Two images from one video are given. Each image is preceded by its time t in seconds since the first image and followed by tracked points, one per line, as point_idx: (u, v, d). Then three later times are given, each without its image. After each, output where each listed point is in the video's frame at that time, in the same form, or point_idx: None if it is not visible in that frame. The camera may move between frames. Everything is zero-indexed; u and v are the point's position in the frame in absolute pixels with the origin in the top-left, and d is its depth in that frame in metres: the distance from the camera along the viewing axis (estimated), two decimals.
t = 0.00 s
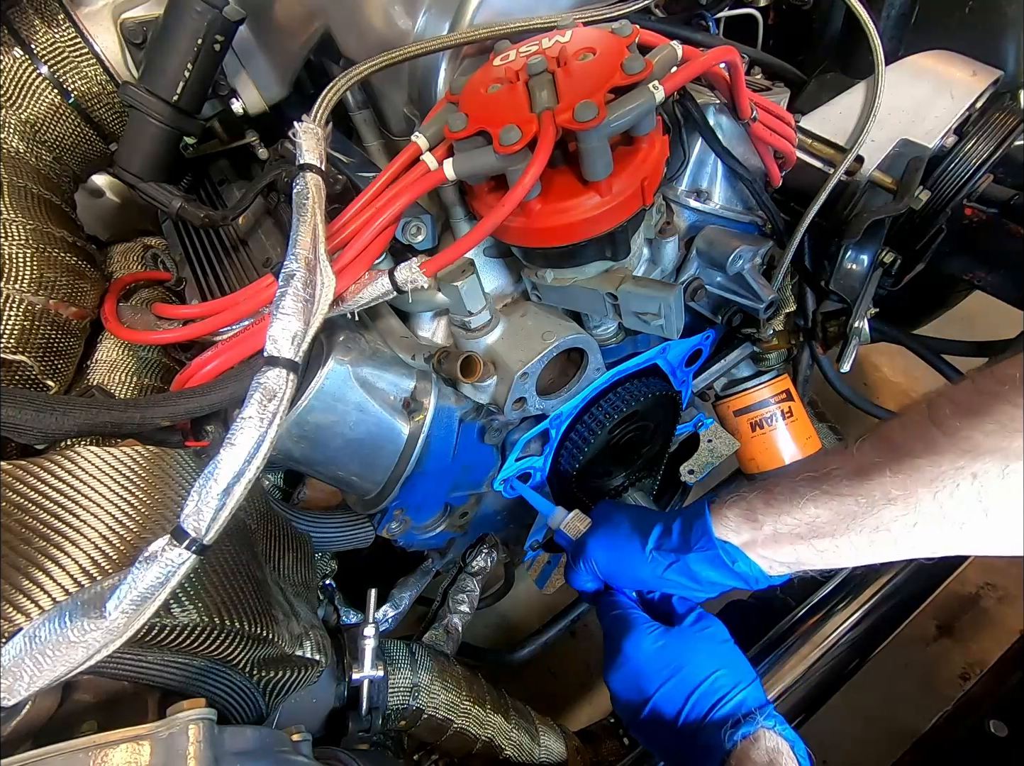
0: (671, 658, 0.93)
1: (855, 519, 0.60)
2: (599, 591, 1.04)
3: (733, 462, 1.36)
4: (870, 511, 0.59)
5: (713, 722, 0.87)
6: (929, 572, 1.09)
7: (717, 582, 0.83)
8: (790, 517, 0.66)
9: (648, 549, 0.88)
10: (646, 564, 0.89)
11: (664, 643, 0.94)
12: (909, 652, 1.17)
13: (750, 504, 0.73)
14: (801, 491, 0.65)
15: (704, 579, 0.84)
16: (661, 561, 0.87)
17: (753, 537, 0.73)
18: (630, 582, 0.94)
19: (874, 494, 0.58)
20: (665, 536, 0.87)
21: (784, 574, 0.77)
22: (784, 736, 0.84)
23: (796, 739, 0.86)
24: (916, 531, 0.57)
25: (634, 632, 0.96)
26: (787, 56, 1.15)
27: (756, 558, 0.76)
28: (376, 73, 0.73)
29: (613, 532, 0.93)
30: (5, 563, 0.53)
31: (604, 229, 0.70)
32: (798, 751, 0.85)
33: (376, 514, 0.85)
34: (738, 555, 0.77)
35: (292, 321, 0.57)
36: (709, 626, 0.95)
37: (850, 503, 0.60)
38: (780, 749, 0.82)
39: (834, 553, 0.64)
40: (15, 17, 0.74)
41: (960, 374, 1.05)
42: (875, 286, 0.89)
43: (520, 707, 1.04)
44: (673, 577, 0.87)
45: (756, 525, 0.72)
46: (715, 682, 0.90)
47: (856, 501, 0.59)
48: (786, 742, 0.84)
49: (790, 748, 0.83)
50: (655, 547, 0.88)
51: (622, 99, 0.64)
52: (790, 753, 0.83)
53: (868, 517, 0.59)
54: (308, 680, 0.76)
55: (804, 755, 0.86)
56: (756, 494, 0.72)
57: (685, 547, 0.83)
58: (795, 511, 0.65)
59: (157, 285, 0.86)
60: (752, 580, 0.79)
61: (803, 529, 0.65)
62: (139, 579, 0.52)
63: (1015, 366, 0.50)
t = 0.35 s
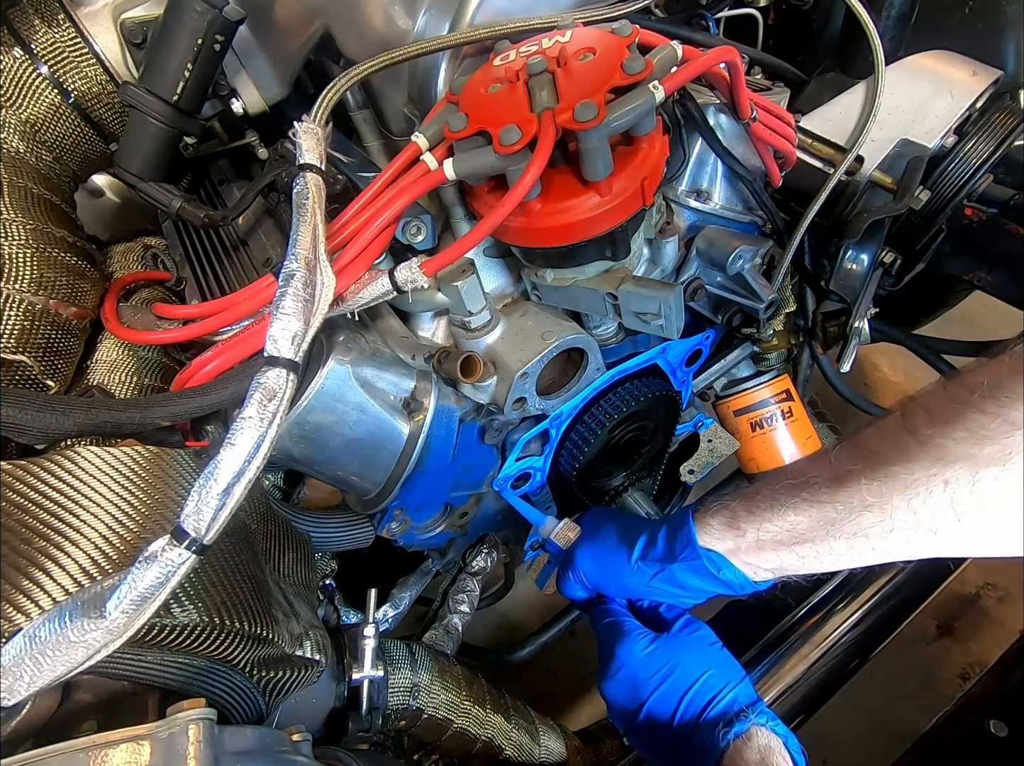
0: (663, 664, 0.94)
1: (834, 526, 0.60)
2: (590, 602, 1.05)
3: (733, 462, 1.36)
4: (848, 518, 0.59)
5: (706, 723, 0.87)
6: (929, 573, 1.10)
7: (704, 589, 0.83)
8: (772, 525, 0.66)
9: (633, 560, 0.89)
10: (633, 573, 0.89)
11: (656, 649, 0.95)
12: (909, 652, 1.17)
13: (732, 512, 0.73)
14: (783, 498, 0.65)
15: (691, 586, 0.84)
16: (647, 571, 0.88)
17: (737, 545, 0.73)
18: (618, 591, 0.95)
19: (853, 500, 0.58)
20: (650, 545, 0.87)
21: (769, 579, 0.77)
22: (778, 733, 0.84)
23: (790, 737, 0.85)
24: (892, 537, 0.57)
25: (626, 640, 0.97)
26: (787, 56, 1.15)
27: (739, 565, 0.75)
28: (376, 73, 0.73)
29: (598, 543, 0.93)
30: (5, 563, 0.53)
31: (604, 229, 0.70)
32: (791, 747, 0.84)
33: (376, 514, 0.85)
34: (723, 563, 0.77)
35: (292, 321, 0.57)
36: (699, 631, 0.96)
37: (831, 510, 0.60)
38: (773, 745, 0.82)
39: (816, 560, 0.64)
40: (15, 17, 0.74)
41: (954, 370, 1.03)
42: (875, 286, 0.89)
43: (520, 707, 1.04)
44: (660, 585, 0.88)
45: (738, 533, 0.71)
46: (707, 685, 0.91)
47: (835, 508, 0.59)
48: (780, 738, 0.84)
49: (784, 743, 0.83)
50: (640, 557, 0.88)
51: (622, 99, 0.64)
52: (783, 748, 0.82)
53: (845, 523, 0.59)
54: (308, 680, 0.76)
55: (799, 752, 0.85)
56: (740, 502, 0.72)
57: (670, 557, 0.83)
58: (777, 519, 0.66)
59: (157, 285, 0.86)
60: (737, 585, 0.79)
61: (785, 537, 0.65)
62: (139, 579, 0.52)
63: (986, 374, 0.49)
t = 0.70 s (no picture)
0: (666, 665, 0.94)
1: (847, 531, 0.60)
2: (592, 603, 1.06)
3: (733, 462, 1.36)
4: (862, 524, 0.59)
5: (711, 723, 0.87)
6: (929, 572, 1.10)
7: (712, 595, 0.84)
8: (784, 530, 0.67)
9: (643, 561, 0.90)
10: (641, 575, 0.90)
11: (658, 650, 0.95)
12: (909, 652, 1.17)
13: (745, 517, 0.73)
14: (796, 504, 0.65)
15: (698, 592, 0.85)
16: (656, 574, 0.88)
17: (746, 548, 0.74)
18: (624, 592, 0.96)
19: (867, 506, 0.57)
20: (660, 548, 0.88)
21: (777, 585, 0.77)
22: (781, 731, 0.83)
23: (795, 736, 0.85)
24: (907, 544, 0.57)
25: (629, 642, 0.98)
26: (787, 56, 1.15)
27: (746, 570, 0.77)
28: (376, 73, 0.73)
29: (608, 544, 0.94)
30: (5, 563, 0.53)
31: (604, 229, 0.70)
32: (794, 745, 0.84)
33: (376, 514, 0.85)
34: (731, 568, 0.78)
35: (292, 321, 0.58)
36: (701, 631, 0.96)
37: (843, 517, 0.60)
38: (777, 743, 0.81)
39: (827, 563, 0.64)
40: (15, 17, 0.74)
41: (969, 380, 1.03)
42: (875, 286, 0.90)
43: (520, 707, 1.04)
44: (667, 590, 0.88)
45: (751, 536, 0.72)
46: (710, 684, 0.91)
47: (848, 514, 0.59)
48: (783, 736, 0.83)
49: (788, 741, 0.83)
50: (650, 560, 0.89)
51: (621, 99, 0.64)
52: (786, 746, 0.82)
53: (859, 530, 0.59)
54: (308, 680, 0.76)
55: (804, 751, 0.85)
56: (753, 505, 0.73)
57: (679, 560, 0.84)
58: (788, 524, 0.66)
59: (157, 285, 0.86)
60: (746, 592, 0.80)
61: (797, 541, 0.66)
62: (139, 579, 0.52)
63: (1003, 383, 0.49)
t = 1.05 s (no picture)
0: (684, 652, 0.95)
1: (863, 568, 0.66)
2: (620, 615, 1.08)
3: (733, 462, 1.36)
4: (878, 563, 0.64)
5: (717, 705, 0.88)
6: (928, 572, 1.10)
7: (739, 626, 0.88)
8: (805, 566, 0.73)
9: (676, 592, 0.93)
10: (675, 605, 0.94)
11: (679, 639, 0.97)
12: (909, 652, 1.17)
13: (769, 555, 0.79)
14: (815, 543, 0.71)
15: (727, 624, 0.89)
16: (688, 604, 0.92)
17: (773, 586, 0.79)
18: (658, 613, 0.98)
19: (881, 547, 0.63)
20: (693, 581, 0.91)
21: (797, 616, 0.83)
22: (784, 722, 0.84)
23: (798, 728, 0.85)
24: (919, 581, 0.62)
25: (653, 630, 0.99)
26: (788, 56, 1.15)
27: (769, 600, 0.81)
28: (376, 72, 0.73)
29: (645, 560, 0.98)
30: (5, 563, 0.53)
31: (604, 229, 0.70)
32: (798, 736, 0.84)
33: (376, 514, 0.85)
34: (758, 606, 0.83)
35: (292, 321, 0.57)
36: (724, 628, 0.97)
37: (861, 556, 0.66)
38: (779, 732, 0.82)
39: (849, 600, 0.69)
40: (15, 17, 0.74)
41: (977, 386, 1.02)
42: (874, 286, 0.90)
43: (520, 707, 1.04)
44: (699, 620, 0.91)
45: (775, 573, 0.78)
46: (721, 672, 0.92)
47: (865, 554, 0.65)
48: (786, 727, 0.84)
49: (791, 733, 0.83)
50: (684, 588, 0.92)
51: (622, 98, 0.64)
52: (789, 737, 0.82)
53: (876, 567, 0.64)
54: (308, 680, 0.76)
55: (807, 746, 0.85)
56: (776, 545, 0.79)
57: (710, 596, 0.88)
58: (810, 561, 0.72)
59: (157, 285, 0.86)
60: (767, 622, 0.85)
61: (819, 578, 0.71)
62: (139, 579, 0.52)
63: (997, 429, 0.56)
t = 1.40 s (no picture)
0: (672, 647, 0.95)
1: (832, 554, 0.69)
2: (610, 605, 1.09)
3: (733, 462, 1.36)
4: (845, 546, 0.67)
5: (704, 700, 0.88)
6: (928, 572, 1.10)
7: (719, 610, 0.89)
8: (778, 550, 0.76)
9: (656, 579, 0.94)
10: (654, 592, 0.95)
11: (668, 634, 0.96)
12: (909, 652, 1.17)
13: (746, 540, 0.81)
14: (787, 529, 0.74)
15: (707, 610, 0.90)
16: (668, 590, 0.93)
17: (749, 569, 0.81)
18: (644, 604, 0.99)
19: (847, 532, 0.66)
20: (671, 568, 0.93)
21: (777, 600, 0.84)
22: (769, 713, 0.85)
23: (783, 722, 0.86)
24: (882, 564, 0.65)
25: (643, 624, 0.99)
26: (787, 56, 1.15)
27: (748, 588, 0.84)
28: (376, 73, 0.73)
29: (631, 553, 0.98)
30: (6, 563, 0.53)
31: (604, 229, 0.70)
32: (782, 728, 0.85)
33: (376, 514, 0.85)
34: (734, 589, 0.85)
35: (292, 321, 0.57)
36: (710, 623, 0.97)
37: (829, 540, 0.69)
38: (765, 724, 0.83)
39: (819, 582, 0.73)
40: (15, 17, 0.74)
41: (976, 386, 1.02)
42: (875, 286, 0.89)
43: (520, 707, 1.04)
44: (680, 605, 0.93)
45: (751, 558, 0.80)
46: (709, 667, 0.92)
47: (833, 538, 0.68)
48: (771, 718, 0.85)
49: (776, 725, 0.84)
50: (664, 577, 0.93)
51: (622, 99, 0.64)
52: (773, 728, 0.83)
53: (843, 551, 0.68)
54: (308, 680, 0.76)
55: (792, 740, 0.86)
56: (751, 532, 0.81)
57: (688, 580, 0.90)
58: (781, 545, 0.75)
59: (157, 285, 0.86)
60: (747, 607, 0.87)
61: (791, 561, 0.74)
62: (139, 579, 0.52)
63: (955, 419, 0.58)
